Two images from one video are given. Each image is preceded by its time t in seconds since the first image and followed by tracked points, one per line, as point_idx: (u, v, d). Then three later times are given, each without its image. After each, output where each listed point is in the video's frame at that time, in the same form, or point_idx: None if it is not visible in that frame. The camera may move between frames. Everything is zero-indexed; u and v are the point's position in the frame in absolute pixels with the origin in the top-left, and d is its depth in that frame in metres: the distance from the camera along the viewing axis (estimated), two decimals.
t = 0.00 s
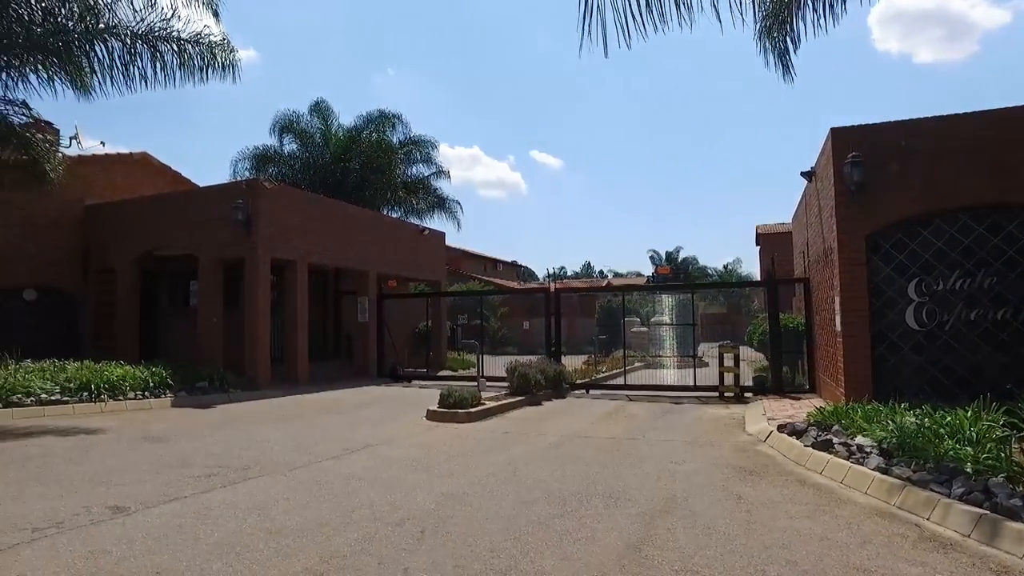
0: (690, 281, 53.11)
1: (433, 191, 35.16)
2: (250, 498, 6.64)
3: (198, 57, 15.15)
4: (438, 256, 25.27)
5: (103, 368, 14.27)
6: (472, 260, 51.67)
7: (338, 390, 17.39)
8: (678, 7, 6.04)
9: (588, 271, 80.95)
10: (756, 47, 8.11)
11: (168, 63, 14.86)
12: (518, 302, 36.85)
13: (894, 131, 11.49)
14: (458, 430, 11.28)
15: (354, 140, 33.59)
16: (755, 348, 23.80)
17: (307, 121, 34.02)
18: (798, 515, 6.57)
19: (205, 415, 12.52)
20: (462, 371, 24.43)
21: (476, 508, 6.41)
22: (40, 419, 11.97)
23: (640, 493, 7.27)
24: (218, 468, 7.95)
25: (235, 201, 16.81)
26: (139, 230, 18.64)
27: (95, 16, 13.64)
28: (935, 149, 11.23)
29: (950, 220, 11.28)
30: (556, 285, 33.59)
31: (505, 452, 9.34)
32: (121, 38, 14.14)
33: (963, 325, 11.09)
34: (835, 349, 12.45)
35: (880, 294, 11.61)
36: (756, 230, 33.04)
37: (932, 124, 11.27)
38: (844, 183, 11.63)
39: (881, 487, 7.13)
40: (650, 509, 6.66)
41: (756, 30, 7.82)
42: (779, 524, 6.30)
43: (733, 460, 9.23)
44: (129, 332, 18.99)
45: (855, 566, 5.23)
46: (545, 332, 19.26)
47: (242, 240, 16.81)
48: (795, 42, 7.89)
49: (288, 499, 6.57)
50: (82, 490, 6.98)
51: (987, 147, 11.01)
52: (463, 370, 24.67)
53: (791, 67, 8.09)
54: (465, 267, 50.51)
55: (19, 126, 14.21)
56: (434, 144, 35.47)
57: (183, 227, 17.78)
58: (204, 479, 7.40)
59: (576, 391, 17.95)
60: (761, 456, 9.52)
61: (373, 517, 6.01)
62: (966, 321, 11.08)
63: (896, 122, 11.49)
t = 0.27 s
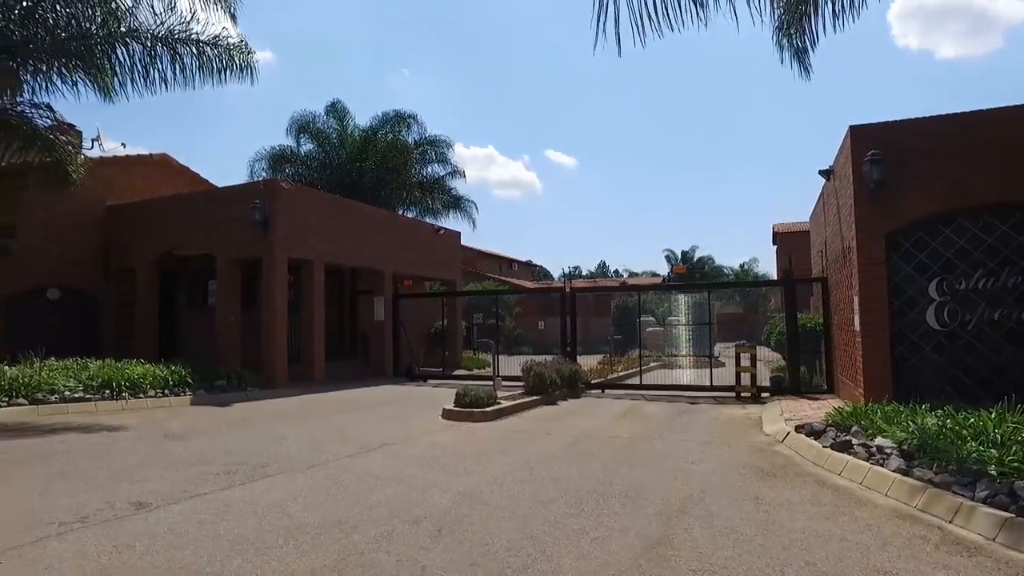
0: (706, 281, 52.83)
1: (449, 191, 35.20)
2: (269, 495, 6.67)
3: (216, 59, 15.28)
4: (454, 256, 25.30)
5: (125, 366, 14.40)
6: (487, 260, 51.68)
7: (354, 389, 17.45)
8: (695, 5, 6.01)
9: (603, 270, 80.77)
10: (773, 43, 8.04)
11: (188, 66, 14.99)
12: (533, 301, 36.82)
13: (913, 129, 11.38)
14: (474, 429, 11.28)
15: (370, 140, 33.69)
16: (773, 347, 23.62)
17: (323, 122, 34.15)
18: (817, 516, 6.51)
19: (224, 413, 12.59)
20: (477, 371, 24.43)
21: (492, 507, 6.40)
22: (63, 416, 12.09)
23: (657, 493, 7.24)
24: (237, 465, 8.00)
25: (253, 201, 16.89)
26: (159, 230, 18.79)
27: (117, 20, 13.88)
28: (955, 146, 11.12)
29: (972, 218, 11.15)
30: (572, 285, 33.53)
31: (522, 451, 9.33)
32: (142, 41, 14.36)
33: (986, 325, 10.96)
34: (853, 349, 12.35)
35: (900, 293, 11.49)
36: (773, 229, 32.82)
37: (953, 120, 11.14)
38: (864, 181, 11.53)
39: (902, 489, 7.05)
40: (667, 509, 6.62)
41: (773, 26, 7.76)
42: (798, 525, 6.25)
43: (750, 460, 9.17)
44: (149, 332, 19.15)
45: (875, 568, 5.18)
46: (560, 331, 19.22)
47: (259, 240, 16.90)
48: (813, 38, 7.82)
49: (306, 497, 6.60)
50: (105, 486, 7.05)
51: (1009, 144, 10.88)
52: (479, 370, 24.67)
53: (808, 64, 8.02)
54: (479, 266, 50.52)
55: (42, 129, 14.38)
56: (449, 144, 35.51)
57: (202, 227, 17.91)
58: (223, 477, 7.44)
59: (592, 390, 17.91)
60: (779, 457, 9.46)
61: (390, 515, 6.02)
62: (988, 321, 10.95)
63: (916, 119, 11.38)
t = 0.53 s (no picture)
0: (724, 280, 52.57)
1: (466, 191, 35.22)
2: (289, 492, 6.70)
3: (237, 62, 15.38)
4: (471, 255, 25.33)
5: (148, 364, 14.52)
6: (504, 259, 51.69)
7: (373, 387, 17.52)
8: (716, 3, 5.98)
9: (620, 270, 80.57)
10: (793, 38, 7.91)
11: (209, 68, 15.09)
12: (551, 302, 36.78)
13: (937, 126, 11.26)
14: (492, 428, 11.26)
15: (388, 141, 33.77)
16: (792, 347, 23.43)
17: (342, 122, 34.28)
18: (837, 517, 6.45)
19: (245, 411, 12.67)
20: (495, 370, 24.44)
21: (511, 506, 6.39)
22: (88, 414, 12.22)
23: (676, 493, 7.19)
24: (257, 462, 8.03)
25: (273, 201, 17.00)
26: (181, 229, 18.94)
27: (141, 25, 14.05)
28: (979, 143, 10.98)
29: (998, 216, 11.00)
30: (590, 284, 33.48)
31: (539, 450, 9.30)
32: (165, 44, 14.51)
33: (1013, 325, 10.81)
34: (876, 349, 12.22)
35: (923, 293, 11.36)
36: (793, 228, 32.58)
37: (977, 117, 11.00)
38: (887, 178, 11.41)
39: (926, 491, 6.97)
40: (686, 509, 6.58)
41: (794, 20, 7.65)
42: (819, 526, 6.19)
43: (771, 461, 9.09)
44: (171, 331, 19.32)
45: (898, 570, 5.12)
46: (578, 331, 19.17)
47: (279, 240, 17.01)
48: (835, 33, 7.70)
49: (326, 494, 6.61)
50: (130, 482, 7.11)
51: None
52: (497, 369, 24.67)
53: (828, 60, 7.90)
54: (497, 266, 50.54)
55: (70, 130, 14.97)
56: (467, 144, 35.54)
57: (223, 227, 18.04)
58: (244, 474, 7.48)
59: (610, 390, 17.85)
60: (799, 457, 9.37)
61: (410, 513, 6.02)
62: (1015, 321, 10.80)
63: (939, 115, 11.26)
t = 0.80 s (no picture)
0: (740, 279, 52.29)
1: (482, 190, 35.25)
2: (308, 490, 6.72)
3: (255, 63, 15.45)
4: (487, 254, 25.33)
5: (168, 363, 14.63)
6: (519, 258, 51.68)
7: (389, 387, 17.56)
8: None
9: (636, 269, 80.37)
10: (812, 35, 7.85)
11: (227, 70, 15.16)
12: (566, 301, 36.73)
13: (959, 123, 11.13)
14: (509, 427, 11.26)
15: (404, 140, 33.84)
16: (810, 347, 23.26)
17: (358, 122, 34.39)
18: (857, 519, 6.39)
19: (263, 409, 12.74)
20: (511, 369, 24.43)
21: (527, 504, 6.37)
22: (110, 411, 12.32)
23: (694, 493, 7.15)
24: (276, 460, 8.07)
25: (289, 201, 17.07)
26: (199, 229, 19.06)
27: (160, 28, 14.16)
28: (1003, 140, 10.84)
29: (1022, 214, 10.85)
30: (605, 284, 33.40)
31: (555, 449, 9.28)
32: (185, 47, 14.66)
33: None
34: (896, 350, 12.10)
35: (945, 292, 11.24)
36: (811, 227, 32.38)
37: (1000, 113, 10.86)
38: (907, 176, 11.29)
39: (948, 493, 6.88)
40: (703, 509, 6.53)
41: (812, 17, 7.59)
42: (839, 527, 6.13)
43: (788, 461, 9.01)
44: (190, 330, 19.45)
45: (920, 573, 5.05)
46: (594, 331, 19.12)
47: (296, 240, 17.07)
48: (853, 29, 7.62)
49: (343, 492, 6.63)
50: (151, 478, 7.15)
51: None
52: (512, 369, 24.65)
53: (847, 56, 7.82)
54: (512, 265, 50.54)
55: (93, 132, 15.12)
56: (482, 143, 35.56)
57: (240, 227, 18.13)
58: (263, 471, 7.51)
59: (626, 389, 17.79)
60: (818, 458, 9.30)
61: (427, 511, 6.02)
62: None
63: (961, 112, 11.14)
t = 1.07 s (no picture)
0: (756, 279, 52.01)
1: (496, 190, 35.27)
2: (325, 488, 6.74)
3: (271, 66, 15.54)
4: (502, 254, 25.33)
5: (186, 362, 14.74)
6: (533, 258, 51.67)
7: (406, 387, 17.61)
8: None
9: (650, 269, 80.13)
10: (830, 34, 7.79)
11: (244, 73, 15.27)
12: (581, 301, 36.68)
13: (980, 120, 11.03)
14: (524, 427, 11.26)
15: (419, 141, 33.90)
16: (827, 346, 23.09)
17: (373, 123, 34.50)
18: (877, 521, 6.34)
19: (280, 409, 12.81)
20: (526, 369, 24.43)
21: (544, 504, 6.37)
22: (130, 410, 12.42)
23: (711, 494, 7.12)
24: (293, 459, 8.10)
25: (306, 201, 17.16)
26: (216, 229, 19.19)
27: (179, 31, 14.30)
28: None
29: None
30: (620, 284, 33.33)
31: (571, 449, 9.27)
32: (203, 50, 14.78)
33: None
34: (916, 350, 11.99)
35: (967, 291, 11.12)
36: (828, 226, 32.17)
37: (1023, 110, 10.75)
38: (928, 174, 11.19)
39: (971, 495, 6.80)
40: (719, 510, 6.50)
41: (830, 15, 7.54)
42: (858, 529, 6.08)
43: (806, 462, 8.95)
44: (209, 330, 19.59)
45: None
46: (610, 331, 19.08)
47: (312, 240, 17.16)
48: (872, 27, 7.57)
49: (361, 491, 6.65)
50: (171, 476, 7.20)
51: None
52: (527, 368, 24.63)
53: (866, 55, 7.76)
54: (526, 265, 50.54)
55: (114, 135, 15.27)
56: (497, 143, 35.57)
57: (257, 228, 18.24)
58: (281, 470, 7.55)
59: (642, 389, 17.73)
60: (836, 459, 9.22)
61: (444, 509, 6.04)
62: None
63: (982, 109, 11.03)
